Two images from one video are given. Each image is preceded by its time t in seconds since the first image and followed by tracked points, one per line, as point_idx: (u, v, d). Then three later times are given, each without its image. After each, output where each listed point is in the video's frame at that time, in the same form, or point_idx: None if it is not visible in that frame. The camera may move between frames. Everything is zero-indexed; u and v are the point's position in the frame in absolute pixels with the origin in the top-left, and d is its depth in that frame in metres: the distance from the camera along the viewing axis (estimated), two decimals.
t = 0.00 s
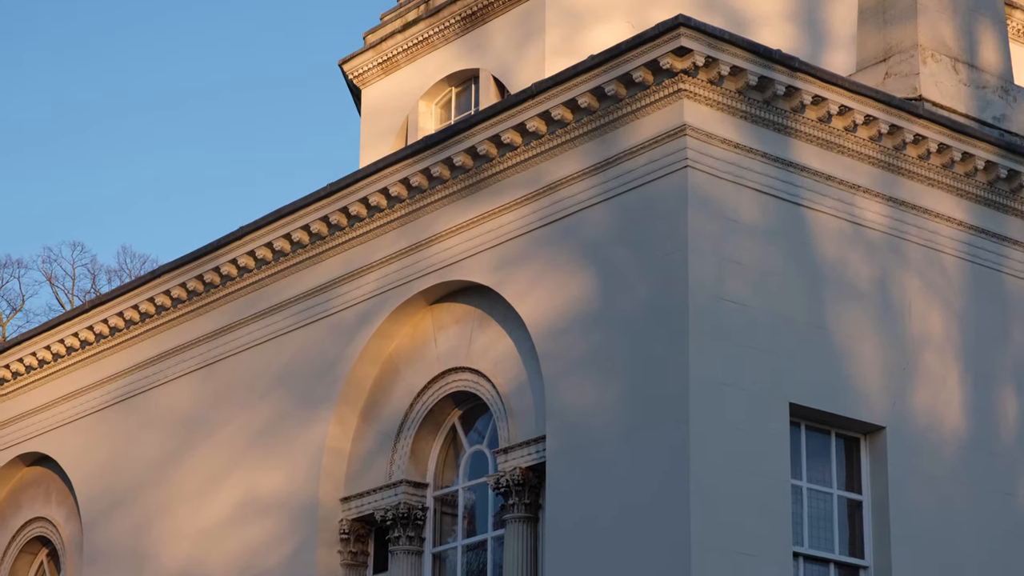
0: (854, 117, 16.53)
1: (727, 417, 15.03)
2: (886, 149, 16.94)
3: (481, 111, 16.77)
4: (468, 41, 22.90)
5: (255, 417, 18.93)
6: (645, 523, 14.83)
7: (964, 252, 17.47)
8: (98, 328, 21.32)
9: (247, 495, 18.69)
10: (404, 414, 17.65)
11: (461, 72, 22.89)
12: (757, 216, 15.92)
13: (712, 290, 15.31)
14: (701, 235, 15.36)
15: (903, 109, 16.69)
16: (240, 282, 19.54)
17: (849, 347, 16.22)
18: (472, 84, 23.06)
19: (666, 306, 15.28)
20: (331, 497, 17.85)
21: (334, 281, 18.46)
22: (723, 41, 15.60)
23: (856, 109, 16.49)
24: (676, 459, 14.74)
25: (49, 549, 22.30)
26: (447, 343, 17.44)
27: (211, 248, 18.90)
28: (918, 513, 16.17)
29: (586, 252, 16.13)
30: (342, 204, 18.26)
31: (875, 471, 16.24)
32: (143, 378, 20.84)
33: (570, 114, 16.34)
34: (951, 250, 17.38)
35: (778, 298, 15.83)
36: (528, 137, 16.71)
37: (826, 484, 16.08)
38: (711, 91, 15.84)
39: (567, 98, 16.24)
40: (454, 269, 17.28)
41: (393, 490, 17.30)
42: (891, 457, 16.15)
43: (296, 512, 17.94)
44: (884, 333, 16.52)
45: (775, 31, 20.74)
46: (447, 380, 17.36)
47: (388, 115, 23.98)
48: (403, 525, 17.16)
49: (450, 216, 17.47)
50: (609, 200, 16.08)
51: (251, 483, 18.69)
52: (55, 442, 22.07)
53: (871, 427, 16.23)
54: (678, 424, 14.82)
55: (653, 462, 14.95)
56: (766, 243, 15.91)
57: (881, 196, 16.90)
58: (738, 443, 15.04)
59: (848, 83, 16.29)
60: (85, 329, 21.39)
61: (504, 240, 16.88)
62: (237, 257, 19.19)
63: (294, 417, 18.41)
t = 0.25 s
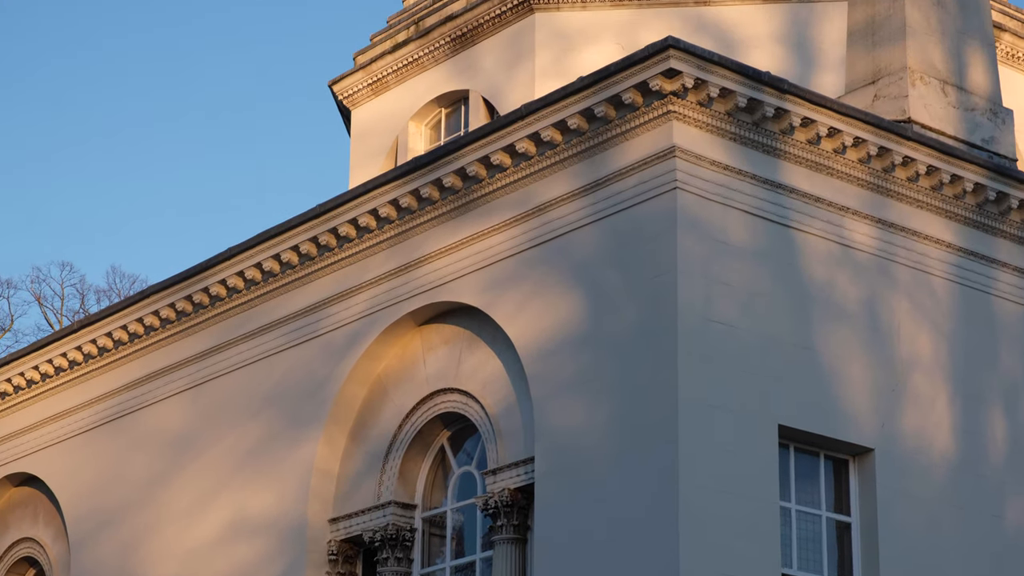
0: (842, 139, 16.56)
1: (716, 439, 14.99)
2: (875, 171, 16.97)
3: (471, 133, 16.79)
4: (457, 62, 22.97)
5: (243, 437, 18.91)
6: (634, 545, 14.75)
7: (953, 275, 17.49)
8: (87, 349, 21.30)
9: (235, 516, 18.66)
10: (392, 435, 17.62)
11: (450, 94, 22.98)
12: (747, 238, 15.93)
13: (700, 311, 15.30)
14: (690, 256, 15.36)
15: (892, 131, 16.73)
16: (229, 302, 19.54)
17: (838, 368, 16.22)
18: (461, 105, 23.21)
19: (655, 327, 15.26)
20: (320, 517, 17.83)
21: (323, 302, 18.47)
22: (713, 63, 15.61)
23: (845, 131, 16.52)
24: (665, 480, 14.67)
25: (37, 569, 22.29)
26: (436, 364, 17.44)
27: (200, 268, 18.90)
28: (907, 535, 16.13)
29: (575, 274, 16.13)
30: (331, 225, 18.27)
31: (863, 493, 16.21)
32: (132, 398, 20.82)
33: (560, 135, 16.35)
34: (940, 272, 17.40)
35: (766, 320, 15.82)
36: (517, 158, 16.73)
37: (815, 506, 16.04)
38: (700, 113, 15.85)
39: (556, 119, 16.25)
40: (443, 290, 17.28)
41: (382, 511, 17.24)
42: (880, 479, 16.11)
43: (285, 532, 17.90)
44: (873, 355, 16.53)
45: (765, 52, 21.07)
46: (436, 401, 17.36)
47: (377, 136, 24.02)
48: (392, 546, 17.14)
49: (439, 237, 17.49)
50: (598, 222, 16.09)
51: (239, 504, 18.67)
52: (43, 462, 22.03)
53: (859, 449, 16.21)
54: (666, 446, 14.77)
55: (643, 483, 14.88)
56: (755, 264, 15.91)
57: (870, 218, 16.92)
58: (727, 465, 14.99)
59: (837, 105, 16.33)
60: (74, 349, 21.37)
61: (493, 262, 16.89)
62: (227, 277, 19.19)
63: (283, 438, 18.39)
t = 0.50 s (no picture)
0: (831, 160, 16.60)
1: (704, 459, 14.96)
2: (864, 193, 17.01)
3: (460, 153, 16.81)
4: (448, 82, 23.26)
5: (232, 457, 18.90)
6: (623, 565, 14.70)
7: (942, 296, 17.51)
8: (74, 368, 21.28)
9: (224, 536, 18.63)
10: (381, 455, 17.62)
11: (441, 114, 23.21)
12: (736, 259, 15.95)
13: (689, 331, 15.30)
14: (679, 277, 15.37)
15: (881, 152, 16.78)
16: (218, 321, 19.54)
17: (827, 389, 16.21)
18: (451, 126, 23.43)
19: (644, 347, 15.26)
20: (308, 537, 17.82)
21: (313, 322, 18.48)
22: (702, 84, 15.64)
23: (833, 152, 16.56)
24: (654, 500, 14.63)
25: None
26: (424, 385, 17.45)
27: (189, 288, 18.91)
28: (896, 556, 16.08)
29: (564, 295, 16.15)
30: (320, 245, 18.28)
31: (852, 513, 16.17)
32: (120, 418, 20.81)
33: (549, 155, 16.37)
34: (929, 293, 17.42)
35: (755, 340, 15.82)
36: (507, 178, 16.75)
37: (804, 527, 16.00)
38: (689, 133, 15.87)
39: (545, 140, 16.27)
40: (432, 310, 17.29)
41: (370, 531, 17.25)
42: (869, 500, 16.08)
43: (273, 552, 17.88)
44: (862, 376, 16.53)
45: (754, 74, 21.76)
46: (424, 421, 17.37)
47: (367, 156, 24.09)
48: (380, 566, 17.14)
49: (429, 257, 17.50)
50: (587, 242, 16.11)
51: (228, 523, 18.65)
52: (30, 481, 21.97)
53: (848, 470, 16.18)
54: (655, 466, 14.74)
55: (631, 504, 14.84)
56: (744, 285, 15.92)
57: (859, 239, 16.95)
58: (716, 486, 14.96)
59: (826, 126, 16.37)
60: (62, 369, 21.35)
61: (483, 281, 16.90)
62: (216, 296, 19.20)
63: (271, 457, 18.39)
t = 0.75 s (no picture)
0: (820, 180, 16.62)
1: (693, 478, 14.94)
2: (853, 212, 17.04)
3: (450, 171, 16.83)
4: (438, 100, 23.35)
5: (220, 475, 18.89)
6: None
7: (931, 315, 17.53)
8: (63, 386, 21.26)
9: (212, 554, 18.62)
10: (369, 474, 17.63)
11: (430, 132, 23.27)
12: (725, 278, 15.96)
13: (678, 350, 15.29)
14: (668, 295, 15.37)
15: (870, 172, 16.81)
16: (207, 339, 19.55)
17: (817, 409, 16.21)
18: (441, 145, 23.48)
19: (633, 366, 15.26)
20: (297, 555, 17.79)
21: (302, 340, 18.48)
22: (692, 103, 15.65)
23: (823, 172, 16.59)
24: (642, 519, 14.60)
25: None
26: (413, 403, 17.45)
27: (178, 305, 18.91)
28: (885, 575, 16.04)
29: (553, 313, 16.15)
30: (309, 263, 18.29)
31: (841, 533, 16.14)
32: (109, 436, 20.80)
33: (539, 174, 16.39)
34: (918, 313, 17.43)
35: (745, 359, 15.82)
36: (496, 197, 16.77)
37: (792, 546, 15.95)
38: (679, 152, 15.88)
39: (535, 158, 16.28)
40: (421, 328, 17.30)
41: (359, 549, 17.23)
42: (857, 519, 16.05)
43: (260, 569, 17.85)
44: (851, 395, 16.53)
45: (745, 92, 21.82)
46: (413, 440, 17.38)
47: (357, 174, 24.12)
48: None
49: (418, 276, 17.52)
50: (576, 261, 16.12)
51: (216, 541, 18.63)
52: (18, 499, 21.95)
53: (837, 489, 16.16)
54: (643, 484, 14.71)
55: (618, 523, 14.82)
56: (733, 304, 15.93)
57: (848, 258, 16.97)
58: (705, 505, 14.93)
59: (815, 146, 16.39)
60: (50, 386, 21.34)
61: (472, 300, 16.91)
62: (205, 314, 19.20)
63: (260, 475, 18.38)
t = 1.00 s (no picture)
0: (808, 199, 16.65)
1: (680, 495, 14.92)
2: (840, 231, 17.07)
3: (438, 188, 16.84)
4: (426, 117, 23.37)
5: (207, 491, 18.89)
6: None
7: (918, 333, 17.55)
8: (50, 403, 21.23)
9: (198, 570, 18.60)
10: (356, 490, 17.63)
11: (419, 149, 23.29)
12: (713, 296, 15.97)
13: (666, 367, 15.29)
14: (656, 313, 15.38)
15: (858, 190, 16.84)
16: (194, 355, 19.54)
17: (804, 426, 16.22)
18: (429, 161, 23.50)
19: (619, 384, 15.26)
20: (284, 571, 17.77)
21: (290, 356, 18.48)
22: (680, 121, 15.67)
23: (811, 190, 16.61)
24: (629, 535, 14.57)
25: None
26: (400, 420, 17.45)
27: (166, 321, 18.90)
28: None
29: (540, 331, 16.16)
30: (297, 279, 18.29)
31: (827, 550, 16.12)
32: (96, 452, 20.77)
33: (527, 191, 16.40)
34: (905, 331, 17.45)
35: (732, 377, 15.83)
36: (484, 214, 16.78)
37: (779, 564, 15.92)
38: (667, 170, 15.89)
39: (523, 176, 16.29)
40: (409, 345, 17.30)
41: (346, 566, 17.22)
42: (844, 537, 16.04)
43: None
44: (838, 413, 16.54)
45: (732, 111, 21.90)
46: (400, 456, 17.39)
47: (346, 190, 24.13)
48: None
49: (406, 292, 17.52)
50: (564, 279, 16.13)
51: (202, 558, 18.62)
52: (4, 515, 21.92)
53: (824, 507, 16.14)
54: (630, 501, 14.69)
55: (605, 540, 14.80)
56: (721, 322, 15.94)
57: (836, 276, 16.99)
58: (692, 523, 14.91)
59: (803, 164, 16.42)
60: (37, 403, 21.30)
61: (460, 316, 16.92)
62: (192, 330, 19.20)
63: (247, 491, 18.38)
